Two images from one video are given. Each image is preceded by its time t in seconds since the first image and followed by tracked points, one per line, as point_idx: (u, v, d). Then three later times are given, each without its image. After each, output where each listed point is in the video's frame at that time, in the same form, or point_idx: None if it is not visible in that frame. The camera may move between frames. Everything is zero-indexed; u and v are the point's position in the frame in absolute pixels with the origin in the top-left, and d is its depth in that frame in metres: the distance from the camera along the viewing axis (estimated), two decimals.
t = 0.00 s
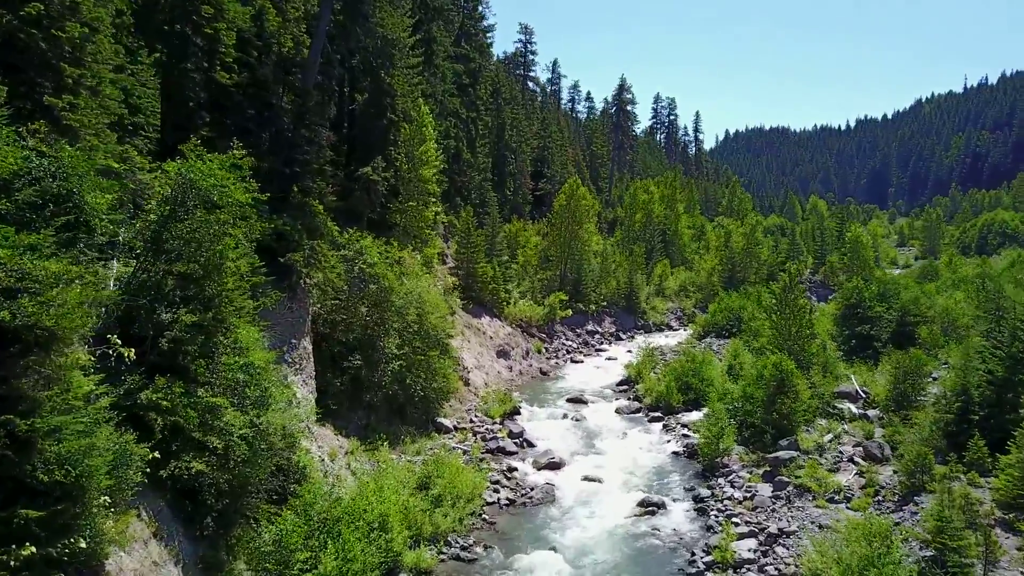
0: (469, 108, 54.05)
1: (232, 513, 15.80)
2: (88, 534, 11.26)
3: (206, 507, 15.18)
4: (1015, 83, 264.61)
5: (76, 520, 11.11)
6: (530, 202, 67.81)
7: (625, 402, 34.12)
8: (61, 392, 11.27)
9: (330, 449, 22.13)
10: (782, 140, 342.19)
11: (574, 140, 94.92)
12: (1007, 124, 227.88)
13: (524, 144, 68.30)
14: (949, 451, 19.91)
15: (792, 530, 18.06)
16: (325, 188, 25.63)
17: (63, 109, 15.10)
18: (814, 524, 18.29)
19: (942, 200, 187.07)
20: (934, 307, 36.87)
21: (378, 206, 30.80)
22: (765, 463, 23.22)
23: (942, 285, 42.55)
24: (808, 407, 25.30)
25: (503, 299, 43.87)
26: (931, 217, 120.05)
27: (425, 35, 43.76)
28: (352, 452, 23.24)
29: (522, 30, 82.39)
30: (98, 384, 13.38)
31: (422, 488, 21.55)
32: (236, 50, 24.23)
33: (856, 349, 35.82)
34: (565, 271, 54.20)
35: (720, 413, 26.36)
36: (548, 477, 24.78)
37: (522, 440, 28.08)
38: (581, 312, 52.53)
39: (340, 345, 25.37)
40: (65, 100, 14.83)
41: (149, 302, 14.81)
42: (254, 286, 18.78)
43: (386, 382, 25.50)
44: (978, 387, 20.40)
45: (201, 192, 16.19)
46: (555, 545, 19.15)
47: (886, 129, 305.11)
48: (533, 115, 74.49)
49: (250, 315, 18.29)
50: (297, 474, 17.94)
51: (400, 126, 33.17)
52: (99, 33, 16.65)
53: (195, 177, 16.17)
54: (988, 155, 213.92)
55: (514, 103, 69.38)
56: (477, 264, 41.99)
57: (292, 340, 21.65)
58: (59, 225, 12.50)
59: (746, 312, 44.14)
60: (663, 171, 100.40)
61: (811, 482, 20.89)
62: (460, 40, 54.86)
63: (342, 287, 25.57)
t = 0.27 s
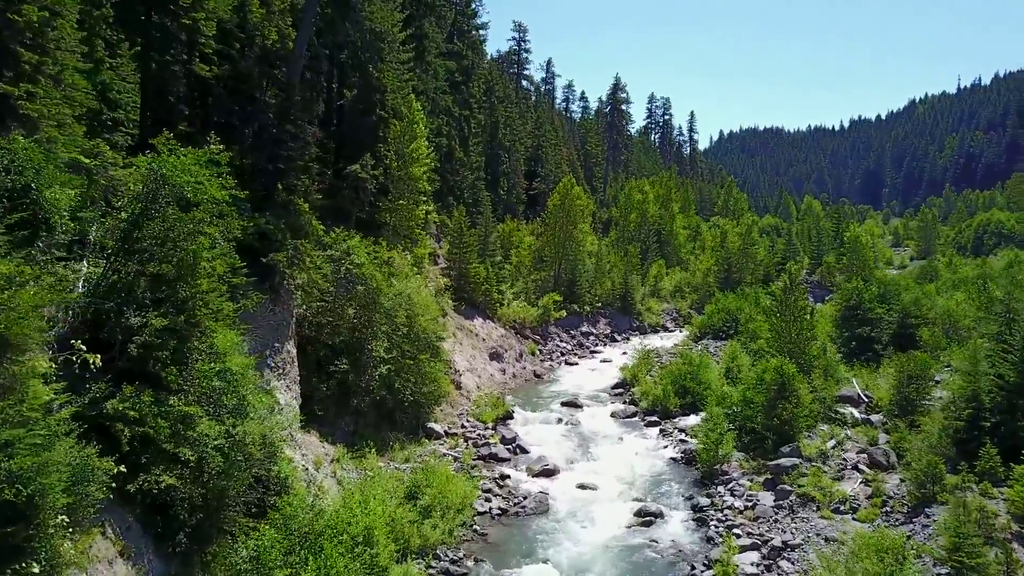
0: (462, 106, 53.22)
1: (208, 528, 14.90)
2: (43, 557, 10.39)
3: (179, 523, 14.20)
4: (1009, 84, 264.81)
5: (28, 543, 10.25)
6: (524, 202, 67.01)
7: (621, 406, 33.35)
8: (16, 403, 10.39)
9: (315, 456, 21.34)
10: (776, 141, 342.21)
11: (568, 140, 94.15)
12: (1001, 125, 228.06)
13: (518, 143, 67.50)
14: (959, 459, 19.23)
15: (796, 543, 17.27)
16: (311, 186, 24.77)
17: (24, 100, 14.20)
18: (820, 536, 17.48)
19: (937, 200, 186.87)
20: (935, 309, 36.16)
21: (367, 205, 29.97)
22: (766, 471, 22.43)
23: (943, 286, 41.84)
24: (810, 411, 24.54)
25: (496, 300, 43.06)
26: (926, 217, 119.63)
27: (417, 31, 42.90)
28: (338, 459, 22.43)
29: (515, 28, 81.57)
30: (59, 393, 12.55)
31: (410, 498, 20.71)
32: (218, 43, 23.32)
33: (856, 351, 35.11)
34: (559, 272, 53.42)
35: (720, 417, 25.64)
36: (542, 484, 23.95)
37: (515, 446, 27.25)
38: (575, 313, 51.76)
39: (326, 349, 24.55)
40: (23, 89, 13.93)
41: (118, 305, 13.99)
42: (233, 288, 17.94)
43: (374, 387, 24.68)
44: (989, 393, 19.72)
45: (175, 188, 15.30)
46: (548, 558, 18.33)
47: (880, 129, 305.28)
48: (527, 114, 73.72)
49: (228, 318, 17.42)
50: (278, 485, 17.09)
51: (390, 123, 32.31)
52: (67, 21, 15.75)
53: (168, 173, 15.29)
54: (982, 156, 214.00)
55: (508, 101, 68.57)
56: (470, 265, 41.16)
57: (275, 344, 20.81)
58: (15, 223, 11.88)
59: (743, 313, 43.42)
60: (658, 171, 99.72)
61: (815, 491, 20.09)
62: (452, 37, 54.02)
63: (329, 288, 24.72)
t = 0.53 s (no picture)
0: (454, 105, 52.30)
1: (180, 546, 14.01)
2: None
3: (148, 542, 13.31)
4: (1002, 84, 265.07)
5: None
6: (517, 202, 66.13)
7: (616, 411, 32.53)
8: None
9: (299, 466, 20.48)
10: (769, 141, 342.21)
11: (562, 139, 93.25)
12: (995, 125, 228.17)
13: (511, 143, 66.60)
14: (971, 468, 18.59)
15: (803, 558, 16.42)
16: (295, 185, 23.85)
17: None
18: (827, 551, 16.67)
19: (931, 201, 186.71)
20: (937, 311, 35.43)
21: (354, 204, 29.03)
22: (767, 480, 21.63)
23: (943, 287, 41.13)
24: (812, 417, 23.72)
25: (488, 302, 42.17)
26: (921, 217, 119.16)
27: (408, 27, 41.97)
28: (323, 468, 21.58)
29: (508, 26, 80.68)
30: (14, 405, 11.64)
31: (397, 510, 19.83)
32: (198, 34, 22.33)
33: (856, 354, 34.38)
34: (553, 273, 52.56)
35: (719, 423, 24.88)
36: (536, 493, 23.10)
37: (508, 453, 26.40)
38: (570, 315, 50.93)
39: (312, 353, 23.68)
40: None
41: (82, 310, 13.13)
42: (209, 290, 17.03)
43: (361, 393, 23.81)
44: (1002, 399, 19.05)
45: (145, 184, 14.36)
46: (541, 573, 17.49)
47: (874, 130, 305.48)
48: (520, 113, 72.81)
49: (204, 323, 16.52)
50: (257, 498, 16.22)
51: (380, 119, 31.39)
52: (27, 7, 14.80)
53: (137, 168, 14.37)
54: (976, 156, 213.99)
55: (501, 100, 67.68)
56: (462, 266, 40.26)
57: (255, 349, 19.92)
58: None
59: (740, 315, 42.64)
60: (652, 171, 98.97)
61: (820, 501, 19.31)
62: (444, 34, 53.10)
63: (314, 291, 23.81)
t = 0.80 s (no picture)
0: (446, 103, 51.39)
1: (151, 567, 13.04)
2: None
3: (113, 563, 12.36)
4: (995, 85, 265.42)
5: None
6: (510, 201, 65.23)
7: (612, 416, 31.69)
8: None
9: (281, 477, 19.57)
10: (763, 142, 342.13)
11: (555, 139, 92.39)
12: (988, 126, 228.31)
13: (504, 142, 65.71)
14: (985, 479, 17.94)
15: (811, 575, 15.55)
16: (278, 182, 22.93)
17: None
18: (836, 567, 15.86)
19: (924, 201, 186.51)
20: (938, 312, 34.70)
21: (342, 203, 28.11)
22: (770, 489, 20.81)
23: (944, 288, 40.42)
24: (816, 424, 22.92)
25: (481, 303, 41.27)
26: (915, 217, 118.78)
27: (398, 22, 41.08)
28: (307, 478, 20.67)
29: (501, 24, 79.85)
30: None
31: (384, 523, 18.93)
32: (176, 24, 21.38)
33: (857, 357, 33.64)
34: (547, 273, 51.72)
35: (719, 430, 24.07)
36: (529, 503, 22.22)
37: (501, 461, 25.52)
38: (564, 316, 50.07)
39: (296, 358, 22.74)
40: None
41: (42, 314, 12.11)
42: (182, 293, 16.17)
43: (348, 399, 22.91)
44: (1017, 407, 18.35)
45: (111, 180, 13.40)
46: None
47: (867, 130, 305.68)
48: (513, 112, 71.94)
49: (176, 327, 15.61)
50: (233, 513, 15.31)
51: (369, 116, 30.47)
52: None
53: (102, 162, 13.39)
54: (969, 156, 214.04)
55: (494, 98, 66.80)
56: (454, 266, 39.35)
57: (235, 355, 19.01)
58: None
59: (738, 317, 41.86)
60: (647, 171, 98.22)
61: (827, 512, 18.47)
62: (436, 30, 52.23)
63: (298, 292, 22.89)
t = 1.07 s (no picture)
0: (438, 101, 50.49)
1: None
2: None
3: None
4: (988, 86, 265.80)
5: None
6: (504, 201, 64.33)
7: (607, 421, 30.83)
8: None
9: (262, 489, 18.64)
10: (756, 143, 342.03)
11: (549, 139, 91.56)
12: (981, 127, 228.43)
13: (497, 141, 64.81)
14: (1000, 490, 17.17)
15: None
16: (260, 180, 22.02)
17: None
18: None
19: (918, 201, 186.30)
20: (940, 314, 33.96)
21: (328, 201, 27.19)
22: (773, 500, 19.96)
23: (945, 290, 39.65)
24: (819, 431, 22.11)
25: (473, 305, 40.35)
26: (910, 218, 118.26)
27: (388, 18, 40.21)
28: (289, 490, 19.73)
29: (494, 22, 79.01)
30: None
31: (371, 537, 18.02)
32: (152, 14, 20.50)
33: (858, 360, 32.88)
34: (540, 274, 50.87)
35: (719, 438, 23.21)
36: (522, 514, 21.30)
37: (493, 469, 24.63)
38: (558, 318, 49.18)
39: (279, 363, 21.81)
40: None
41: None
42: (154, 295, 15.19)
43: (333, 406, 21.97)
44: None
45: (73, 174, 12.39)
46: None
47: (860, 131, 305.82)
48: (507, 111, 71.07)
49: (146, 332, 14.67)
50: (209, 531, 14.37)
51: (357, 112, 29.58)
52: None
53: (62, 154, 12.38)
54: (962, 157, 214.09)
55: (487, 97, 65.92)
56: (445, 267, 38.45)
57: (213, 360, 18.07)
58: None
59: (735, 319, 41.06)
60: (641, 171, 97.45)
61: (834, 524, 17.64)
62: (427, 27, 51.38)
63: (281, 295, 21.97)
